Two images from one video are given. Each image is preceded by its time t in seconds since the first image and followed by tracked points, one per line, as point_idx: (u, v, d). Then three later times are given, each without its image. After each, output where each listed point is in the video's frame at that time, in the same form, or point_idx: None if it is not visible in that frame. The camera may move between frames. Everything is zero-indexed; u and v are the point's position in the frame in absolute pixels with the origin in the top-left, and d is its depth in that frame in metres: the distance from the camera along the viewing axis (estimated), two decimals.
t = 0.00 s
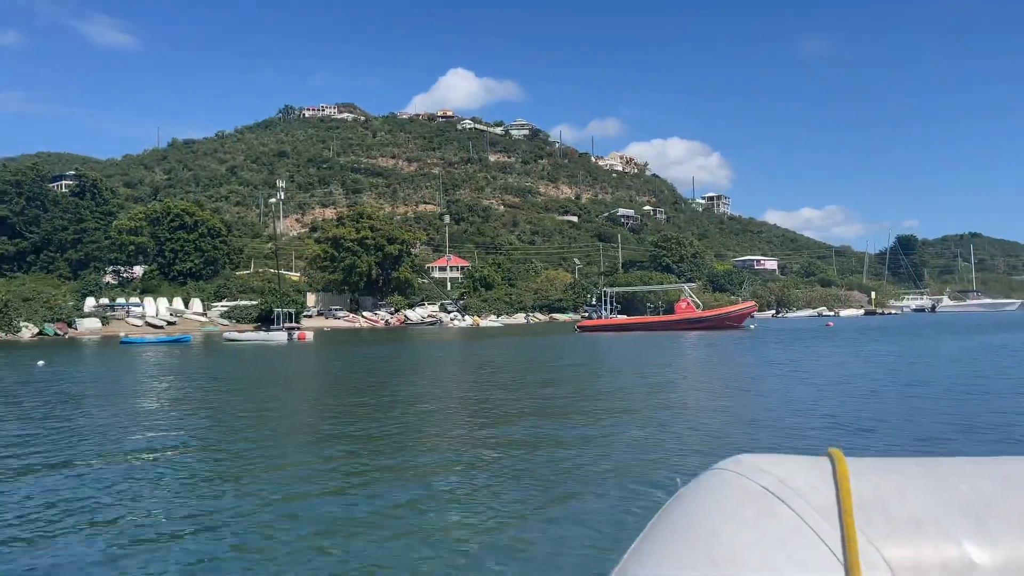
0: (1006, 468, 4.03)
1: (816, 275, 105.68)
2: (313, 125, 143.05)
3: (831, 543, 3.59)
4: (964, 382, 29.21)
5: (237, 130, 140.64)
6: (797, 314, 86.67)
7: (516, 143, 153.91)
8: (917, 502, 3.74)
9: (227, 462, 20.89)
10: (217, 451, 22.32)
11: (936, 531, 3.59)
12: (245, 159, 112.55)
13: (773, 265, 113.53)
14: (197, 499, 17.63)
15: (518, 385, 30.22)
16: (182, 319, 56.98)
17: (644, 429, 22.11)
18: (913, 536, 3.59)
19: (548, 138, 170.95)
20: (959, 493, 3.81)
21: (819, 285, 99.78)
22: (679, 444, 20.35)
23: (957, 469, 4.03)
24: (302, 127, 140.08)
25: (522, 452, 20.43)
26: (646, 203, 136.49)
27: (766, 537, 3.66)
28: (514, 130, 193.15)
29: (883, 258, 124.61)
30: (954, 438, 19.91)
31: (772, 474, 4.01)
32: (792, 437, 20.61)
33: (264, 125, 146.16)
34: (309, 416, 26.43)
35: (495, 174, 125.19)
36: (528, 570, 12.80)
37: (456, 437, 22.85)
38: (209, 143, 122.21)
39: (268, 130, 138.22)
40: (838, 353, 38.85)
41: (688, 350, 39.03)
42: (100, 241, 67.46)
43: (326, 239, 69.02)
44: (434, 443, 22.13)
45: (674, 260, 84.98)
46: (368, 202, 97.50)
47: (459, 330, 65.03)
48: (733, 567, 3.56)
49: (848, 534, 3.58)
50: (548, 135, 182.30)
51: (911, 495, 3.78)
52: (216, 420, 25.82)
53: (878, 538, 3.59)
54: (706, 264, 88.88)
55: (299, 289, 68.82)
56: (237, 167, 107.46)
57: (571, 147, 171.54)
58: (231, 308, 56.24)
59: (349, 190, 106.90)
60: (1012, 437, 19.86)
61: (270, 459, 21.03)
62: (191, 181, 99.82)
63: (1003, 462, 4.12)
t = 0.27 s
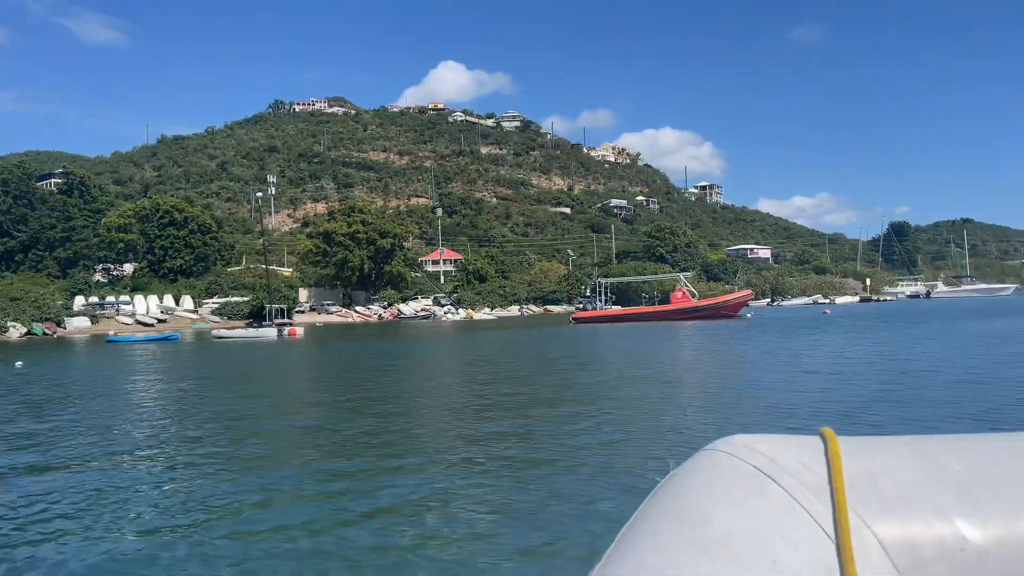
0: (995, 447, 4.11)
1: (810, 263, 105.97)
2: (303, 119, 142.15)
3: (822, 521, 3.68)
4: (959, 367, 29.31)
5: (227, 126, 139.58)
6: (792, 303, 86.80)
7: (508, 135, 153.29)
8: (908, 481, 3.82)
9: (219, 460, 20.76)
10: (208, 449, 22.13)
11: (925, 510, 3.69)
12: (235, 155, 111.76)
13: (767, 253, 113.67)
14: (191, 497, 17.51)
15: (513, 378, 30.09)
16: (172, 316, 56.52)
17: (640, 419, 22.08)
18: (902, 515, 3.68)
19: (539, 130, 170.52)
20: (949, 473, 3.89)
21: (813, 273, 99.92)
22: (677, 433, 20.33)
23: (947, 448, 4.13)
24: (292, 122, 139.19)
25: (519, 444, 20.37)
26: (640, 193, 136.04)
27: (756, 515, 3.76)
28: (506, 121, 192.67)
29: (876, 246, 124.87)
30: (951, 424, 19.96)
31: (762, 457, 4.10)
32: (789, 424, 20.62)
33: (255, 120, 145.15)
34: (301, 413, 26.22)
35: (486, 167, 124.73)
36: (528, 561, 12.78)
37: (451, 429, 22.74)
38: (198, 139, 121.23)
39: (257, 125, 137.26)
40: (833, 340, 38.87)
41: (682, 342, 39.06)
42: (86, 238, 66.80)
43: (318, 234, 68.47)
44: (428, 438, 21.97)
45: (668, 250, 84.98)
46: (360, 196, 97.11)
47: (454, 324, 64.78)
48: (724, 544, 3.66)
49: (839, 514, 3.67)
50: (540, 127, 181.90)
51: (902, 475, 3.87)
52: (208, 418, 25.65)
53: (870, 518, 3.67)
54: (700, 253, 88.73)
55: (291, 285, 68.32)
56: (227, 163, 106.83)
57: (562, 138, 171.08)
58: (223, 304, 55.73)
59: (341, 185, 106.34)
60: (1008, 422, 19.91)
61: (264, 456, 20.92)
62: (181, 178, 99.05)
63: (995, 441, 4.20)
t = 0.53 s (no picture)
0: (984, 432, 4.38)
1: (806, 253, 106.11)
2: (295, 115, 141.41)
3: (821, 506, 3.94)
4: (956, 355, 29.43)
5: (219, 122, 138.86)
6: (789, 293, 86.84)
7: (502, 128, 152.77)
8: (904, 469, 4.09)
9: (217, 456, 20.77)
10: (204, 445, 22.10)
11: (920, 495, 3.98)
12: (229, 152, 111.26)
13: (762, 244, 113.69)
14: (190, 493, 17.52)
15: (509, 371, 30.12)
16: (165, 314, 56.20)
17: (638, 410, 22.14)
18: (898, 502, 3.95)
19: (533, 124, 170.05)
20: (943, 462, 4.16)
21: (809, 263, 99.94)
22: (675, 423, 20.42)
23: (938, 434, 4.41)
24: (284, 118, 138.53)
25: (519, 436, 20.43)
26: (635, 186, 135.53)
27: (759, 499, 4.00)
28: (499, 114, 192.09)
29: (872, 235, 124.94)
30: (949, 411, 20.06)
31: (765, 446, 4.32)
32: (788, 413, 20.71)
33: (247, 117, 144.45)
34: (297, 408, 26.20)
35: (481, 160, 124.41)
36: (530, 548, 12.88)
37: (448, 421, 22.75)
38: (190, 136, 120.57)
39: (249, 121, 136.59)
40: (830, 330, 38.94)
41: (677, 332, 39.05)
42: (78, 237, 66.34)
43: (311, 230, 68.02)
44: (425, 430, 22.04)
45: (664, 242, 84.90)
46: (354, 191, 96.83)
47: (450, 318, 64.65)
48: (725, 526, 3.92)
49: (838, 499, 3.93)
50: (533, 120, 181.39)
51: (899, 462, 4.13)
52: (205, 415, 25.57)
53: (866, 502, 3.96)
54: (696, 245, 88.66)
55: (286, 282, 67.92)
56: (220, 160, 106.21)
57: (556, 131, 170.55)
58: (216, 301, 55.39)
59: (334, 180, 105.88)
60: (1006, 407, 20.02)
61: (262, 451, 20.93)
62: (174, 175, 98.57)
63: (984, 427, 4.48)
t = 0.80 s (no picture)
0: (992, 424, 4.16)
1: (808, 249, 105.87)
2: (295, 115, 141.27)
3: (821, 499, 3.76)
4: (959, 350, 29.17)
5: (219, 123, 138.86)
6: (791, 289, 86.55)
7: (501, 126, 152.61)
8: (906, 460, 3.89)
9: (213, 457, 20.63)
10: (202, 445, 21.97)
11: (922, 486, 3.79)
12: (228, 152, 111.23)
13: (764, 240, 113.46)
14: (184, 495, 17.32)
15: (509, 371, 29.91)
16: (164, 316, 55.97)
17: (638, 408, 21.93)
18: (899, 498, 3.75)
19: (532, 122, 169.88)
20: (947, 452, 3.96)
21: (811, 258, 99.70)
22: (674, 421, 20.23)
23: (944, 425, 4.20)
24: (283, 117, 138.46)
25: (518, 435, 20.21)
26: (635, 183, 135.38)
27: (757, 494, 3.85)
28: (499, 113, 191.92)
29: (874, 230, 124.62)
30: (953, 408, 19.80)
31: (761, 440, 4.15)
32: (789, 410, 20.49)
33: (247, 117, 144.41)
34: (296, 408, 26.03)
35: (481, 159, 124.26)
36: (525, 547, 12.73)
37: (446, 421, 22.59)
38: (189, 137, 120.55)
39: (249, 121, 136.54)
40: (833, 327, 38.70)
41: (678, 330, 38.87)
42: (76, 239, 66.18)
43: (311, 230, 67.84)
44: (423, 429, 21.90)
45: (664, 239, 84.63)
46: (354, 191, 96.75)
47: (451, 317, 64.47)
48: (723, 523, 3.77)
49: (837, 493, 3.74)
50: (532, 118, 181.19)
51: (900, 451, 3.95)
52: (202, 416, 25.43)
53: (866, 494, 3.78)
54: (697, 241, 88.46)
55: (285, 282, 67.74)
56: (219, 161, 106.08)
57: (555, 129, 170.46)
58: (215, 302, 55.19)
59: (334, 180, 105.73)
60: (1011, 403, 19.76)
61: (258, 453, 20.75)
62: (173, 176, 98.49)
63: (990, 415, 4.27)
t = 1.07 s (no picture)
0: (1003, 421, 4.00)
1: (818, 251, 105.10)
2: (301, 120, 141.52)
3: (827, 498, 3.60)
4: (972, 353, 28.72)
5: (226, 129, 139.26)
6: (800, 291, 85.93)
7: (508, 130, 152.49)
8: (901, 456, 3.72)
9: (216, 463, 20.45)
10: (207, 450, 21.89)
11: (927, 484, 3.64)
12: (235, 158, 111.49)
13: (772, 242, 112.84)
14: (184, 502, 17.12)
15: (516, 376, 29.61)
16: (169, 322, 55.93)
17: (645, 412, 21.63)
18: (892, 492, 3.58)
19: (538, 125, 169.81)
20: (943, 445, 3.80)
21: (821, 261, 98.90)
22: (681, 425, 19.99)
23: (952, 422, 4.03)
24: (290, 123, 138.76)
25: (522, 441, 19.94)
26: (643, 186, 134.90)
27: (766, 493, 3.67)
28: (505, 116, 191.68)
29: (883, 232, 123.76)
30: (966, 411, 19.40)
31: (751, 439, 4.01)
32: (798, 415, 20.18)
33: (253, 123, 144.78)
34: (301, 414, 25.92)
35: (487, 163, 124.10)
36: (526, 553, 12.54)
37: (452, 426, 22.42)
38: (196, 143, 120.88)
39: (255, 127, 136.87)
40: (844, 330, 38.22)
41: (686, 334, 38.56)
42: (83, 246, 66.31)
43: (317, 235, 67.74)
44: (428, 435, 21.73)
45: (672, 241, 84.19)
46: (361, 196, 96.74)
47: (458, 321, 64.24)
48: (729, 522, 3.57)
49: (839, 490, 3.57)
50: (539, 122, 181.06)
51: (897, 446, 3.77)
52: (207, 422, 25.32)
53: (873, 494, 3.61)
54: (706, 244, 87.98)
55: (292, 287, 67.63)
56: (226, 167, 106.34)
57: (562, 132, 170.24)
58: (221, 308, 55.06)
59: (341, 185, 105.76)
60: None
61: (260, 459, 20.57)
62: (180, 182, 98.70)
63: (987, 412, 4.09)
